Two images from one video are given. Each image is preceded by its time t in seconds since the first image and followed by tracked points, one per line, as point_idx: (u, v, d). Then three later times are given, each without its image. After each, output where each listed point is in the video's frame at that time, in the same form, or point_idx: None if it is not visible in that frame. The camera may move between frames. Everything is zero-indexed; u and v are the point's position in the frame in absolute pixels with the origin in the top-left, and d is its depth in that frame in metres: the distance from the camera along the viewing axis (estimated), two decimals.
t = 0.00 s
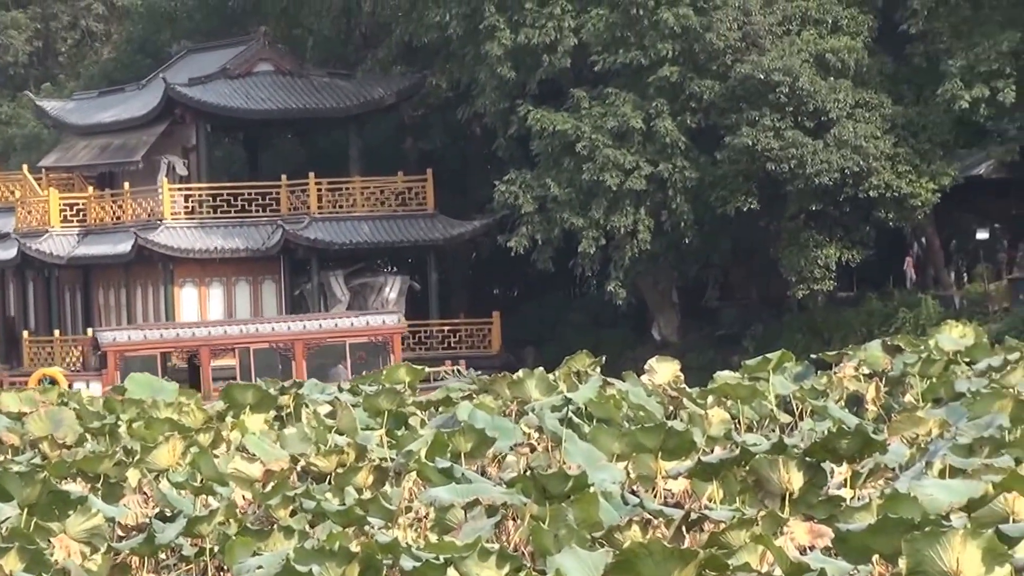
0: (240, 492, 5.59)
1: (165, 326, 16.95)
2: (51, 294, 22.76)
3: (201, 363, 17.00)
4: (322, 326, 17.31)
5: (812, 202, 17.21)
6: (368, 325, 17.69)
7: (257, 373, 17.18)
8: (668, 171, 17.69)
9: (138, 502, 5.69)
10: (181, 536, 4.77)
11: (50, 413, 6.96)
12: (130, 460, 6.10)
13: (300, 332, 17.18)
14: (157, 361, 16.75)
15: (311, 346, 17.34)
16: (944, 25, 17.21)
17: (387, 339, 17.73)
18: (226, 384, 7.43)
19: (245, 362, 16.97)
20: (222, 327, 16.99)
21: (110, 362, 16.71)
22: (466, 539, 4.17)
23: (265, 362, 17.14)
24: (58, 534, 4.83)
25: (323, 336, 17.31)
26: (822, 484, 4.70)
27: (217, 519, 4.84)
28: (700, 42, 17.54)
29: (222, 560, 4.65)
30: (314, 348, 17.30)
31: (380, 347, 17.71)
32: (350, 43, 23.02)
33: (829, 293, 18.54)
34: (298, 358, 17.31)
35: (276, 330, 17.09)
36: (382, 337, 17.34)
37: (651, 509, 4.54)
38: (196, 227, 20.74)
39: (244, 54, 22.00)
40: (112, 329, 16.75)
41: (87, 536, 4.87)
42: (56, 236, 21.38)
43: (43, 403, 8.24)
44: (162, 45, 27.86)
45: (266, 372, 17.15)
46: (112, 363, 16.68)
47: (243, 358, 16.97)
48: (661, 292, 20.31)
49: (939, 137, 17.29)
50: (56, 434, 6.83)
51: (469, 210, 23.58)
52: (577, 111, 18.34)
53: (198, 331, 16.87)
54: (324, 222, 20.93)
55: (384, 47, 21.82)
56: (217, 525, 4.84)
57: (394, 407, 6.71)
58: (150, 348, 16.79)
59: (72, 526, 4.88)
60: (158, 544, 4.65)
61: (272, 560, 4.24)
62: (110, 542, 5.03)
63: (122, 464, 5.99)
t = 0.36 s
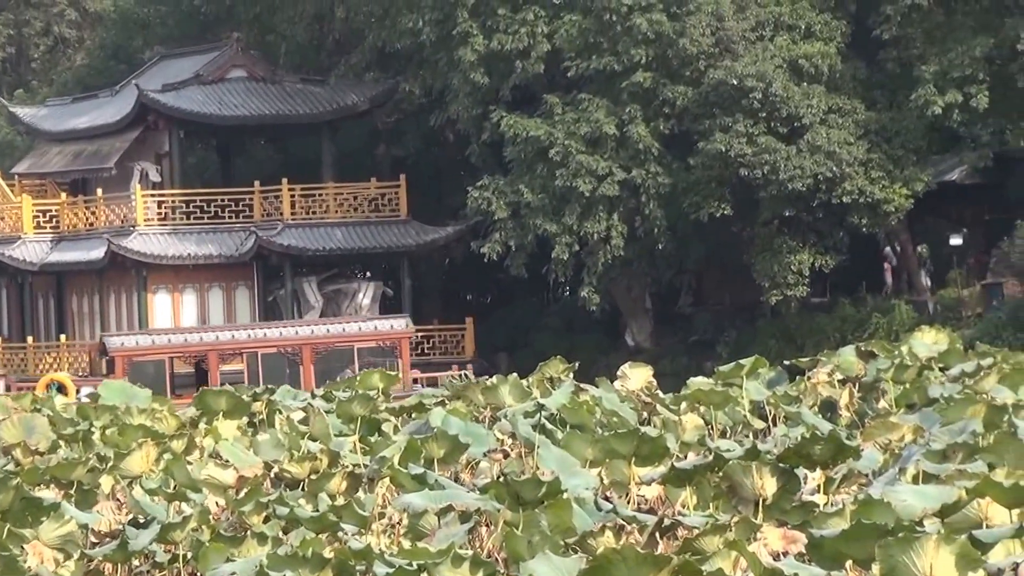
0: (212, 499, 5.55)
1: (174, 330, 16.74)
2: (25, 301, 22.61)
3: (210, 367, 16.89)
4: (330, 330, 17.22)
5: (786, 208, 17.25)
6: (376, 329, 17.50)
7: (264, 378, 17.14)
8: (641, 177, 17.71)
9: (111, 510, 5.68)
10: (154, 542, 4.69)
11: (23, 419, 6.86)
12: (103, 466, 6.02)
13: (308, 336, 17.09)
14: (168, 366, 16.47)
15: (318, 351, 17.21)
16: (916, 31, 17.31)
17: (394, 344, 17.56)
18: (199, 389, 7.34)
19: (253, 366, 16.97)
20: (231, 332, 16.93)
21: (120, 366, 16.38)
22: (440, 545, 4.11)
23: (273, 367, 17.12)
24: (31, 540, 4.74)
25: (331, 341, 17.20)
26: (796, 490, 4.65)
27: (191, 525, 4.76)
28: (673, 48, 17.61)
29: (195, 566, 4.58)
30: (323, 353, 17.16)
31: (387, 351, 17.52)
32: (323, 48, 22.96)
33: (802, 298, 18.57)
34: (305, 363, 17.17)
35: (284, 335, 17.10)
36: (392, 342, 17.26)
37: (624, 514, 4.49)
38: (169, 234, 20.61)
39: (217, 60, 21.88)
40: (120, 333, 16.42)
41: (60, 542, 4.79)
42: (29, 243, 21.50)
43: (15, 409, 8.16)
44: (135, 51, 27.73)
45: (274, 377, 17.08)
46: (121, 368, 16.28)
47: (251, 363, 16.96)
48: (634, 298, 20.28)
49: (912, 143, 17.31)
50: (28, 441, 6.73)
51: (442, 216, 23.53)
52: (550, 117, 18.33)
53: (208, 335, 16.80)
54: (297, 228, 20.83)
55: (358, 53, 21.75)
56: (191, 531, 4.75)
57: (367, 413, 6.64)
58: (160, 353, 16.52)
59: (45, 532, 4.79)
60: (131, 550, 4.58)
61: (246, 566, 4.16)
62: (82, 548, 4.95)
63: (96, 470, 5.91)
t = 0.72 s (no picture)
0: (194, 502, 5.52)
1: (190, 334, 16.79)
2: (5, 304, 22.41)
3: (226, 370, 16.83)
4: (344, 332, 17.04)
5: (767, 210, 17.27)
6: (392, 331, 17.17)
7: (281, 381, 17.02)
8: (623, 179, 17.70)
9: (93, 513, 5.63)
10: (135, 546, 4.63)
11: (5, 423, 6.90)
12: (85, 470, 5.95)
13: (321, 338, 16.91)
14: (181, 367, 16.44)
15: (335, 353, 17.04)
16: (899, 33, 17.28)
17: (409, 345, 17.12)
18: (182, 392, 7.29)
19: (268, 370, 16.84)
20: (247, 334, 16.92)
21: (134, 369, 16.36)
22: (420, 548, 4.07)
23: (289, 370, 16.93)
24: (12, 543, 4.67)
25: (346, 342, 16.96)
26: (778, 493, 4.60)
27: (172, 529, 4.70)
28: (655, 50, 17.63)
29: (176, 569, 4.51)
30: (337, 355, 16.94)
31: (401, 353, 17.08)
32: (305, 51, 22.88)
33: (784, 301, 18.59)
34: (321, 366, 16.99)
35: (298, 336, 16.95)
36: (406, 343, 16.98)
37: (606, 518, 4.45)
38: (150, 237, 20.53)
39: (199, 63, 21.79)
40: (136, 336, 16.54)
41: (42, 546, 4.72)
42: (10, 245, 21.35)
43: None
44: (117, 54, 27.61)
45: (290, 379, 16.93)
46: (137, 369, 16.34)
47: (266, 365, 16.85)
48: (616, 301, 20.26)
49: (893, 146, 17.35)
50: (9, 444, 6.73)
51: (424, 219, 23.49)
52: (532, 120, 18.31)
53: (224, 338, 16.82)
54: (279, 231, 20.76)
55: (339, 56, 21.69)
56: (172, 535, 4.69)
57: (349, 416, 6.59)
58: (175, 355, 16.52)
59: (26, 536, 4.73)
60: (112, 554, 4.52)
61: (228, 569, 4.11)
62: (64, 553, 4.88)
63: (77, 474, 5.85)
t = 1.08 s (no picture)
0: (184, 503, 5.49)
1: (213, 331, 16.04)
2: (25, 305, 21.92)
3: (250, 370, 16.04)
4: (371, 330, 16.12)
5: (757, 210, 17.26)
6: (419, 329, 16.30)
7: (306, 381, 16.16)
8: (613, 179, 17.70)
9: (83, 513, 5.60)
10: (125, 547, 4.60)
11: None
12: (74, 470, 5.91)
13: (347, 336, 16.00)
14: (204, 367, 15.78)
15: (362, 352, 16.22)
16: (888, 33, 17.36)
17: (435, 343, 16.19)
18: (172, 393, 7.28)
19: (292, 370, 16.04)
20: (272, 331, 16.13)
21: (157, 368, 15.71)
22: (410, 549, 4.05)
23: (314, 368, 16.14)
24: (1, 544, 4.64)
25: (372, 341, 16.09)
26: (768, 493, 4.58)
27: (161, 529, 4.67)
28: (645, 50, 17.65)
29: (165, 570, 4.48)
30: (364, 354, 16.04)
31: (428, 352, 16.18)
32: (294, 51, 22.85)
33: (774, 301, 18.58)
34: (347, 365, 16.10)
35: (324, 335, 16.11)
36: (434, 342, 16.09)
37: (596, 518, 4.43)
38: (140, 237, 20.49)
39: (189, 63, 21.74)
40: (159, 334, 15.86)
41: (31, 546, 4.70)
42: None
43: None
44: (107, 54, 27.54)
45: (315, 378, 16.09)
46: (159, 369, 15.67)
47: (290, 365, 16.03)
48: (606, 301, 20.23)
49: (883, 145, 17.38)
50: None
51: (414, 219, 23.46)
52: (522, 120, 18.31)
53: (248, 336, 15.99)
54: (269, 231, 20.73)
55: (329, 56, 21.64)
56: (162, 536, 4.66)
57: (339, 416, 6.58)
58: (199, 353, 15.85)
59: (16, 536, 4.70)
60: (102, 554, 4.49)
61: (217, 570, 4.09)
62: (53, 553, 4.85)
63: (67, 474, 5.81)
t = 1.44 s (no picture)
0: (175, 503, 5.47)
1: (240, 330, 16.05)
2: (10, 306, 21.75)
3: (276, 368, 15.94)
4: (396, 328, 15.93)
5: (748, 209, 17.27)
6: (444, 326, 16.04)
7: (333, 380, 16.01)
8: (604, 179, 17.72)
9: (74, 513, 5.55)
10: (116, 547, 4.57)
11: None
12: (65, 471, 5.88)
13: (372, 333, 15.84)
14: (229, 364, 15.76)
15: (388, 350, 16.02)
16: (879, 33, 17.41)
17: (461, 341, 15.96)
18: (162, 393, 7.24)
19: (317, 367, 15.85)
20: (299, 330, 16.04)
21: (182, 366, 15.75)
22: (402, 548, 4.04)
23: (340, 366, 15.93)
24: None
25: (397, 338, 15.87)
26: (759, 492, 4.56)
27: (153, 529, 4.65)
28: (636, 49, 17.67)
29: (158, 570, 4.45)
30: (389, 352, 15.84)
31: (454, 349, 15.93)
32: (286, 51, 22.81)
33: (766, 301, 18.59)
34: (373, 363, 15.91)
35: (350, 332, 15.95)
36: (458, 339, 15.79)
37: (587, 518, 4.41)
38: (131, 237, 20.44)
39: (180, 63, 21.70)
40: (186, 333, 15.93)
41: (22, 547, 4.68)
42: None
43: None
44: (99, 54, 27.46)
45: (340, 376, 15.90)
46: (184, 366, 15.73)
47: (315, 362, 15.86)
48: (597, 300, 20.23)
49: (875, 144, 17.40)
50: None
51: (405, 219, 23.43)
52: (513, 119, 18.29)
53: (273, 334, 15.94)
54: (261, 231, 20.69)
55: (320, 55, 21.61)
56: (153, 535, 4.64)
57: (330, 416, 6.56)
58: (224, 351, 15.83)
59: (6, 537, 4.68)
60: (93, 554, 4.46)
61: (208, 570, 4.07)
62: (45, 553, 4.83)
63: (58, 474, 5.78)
